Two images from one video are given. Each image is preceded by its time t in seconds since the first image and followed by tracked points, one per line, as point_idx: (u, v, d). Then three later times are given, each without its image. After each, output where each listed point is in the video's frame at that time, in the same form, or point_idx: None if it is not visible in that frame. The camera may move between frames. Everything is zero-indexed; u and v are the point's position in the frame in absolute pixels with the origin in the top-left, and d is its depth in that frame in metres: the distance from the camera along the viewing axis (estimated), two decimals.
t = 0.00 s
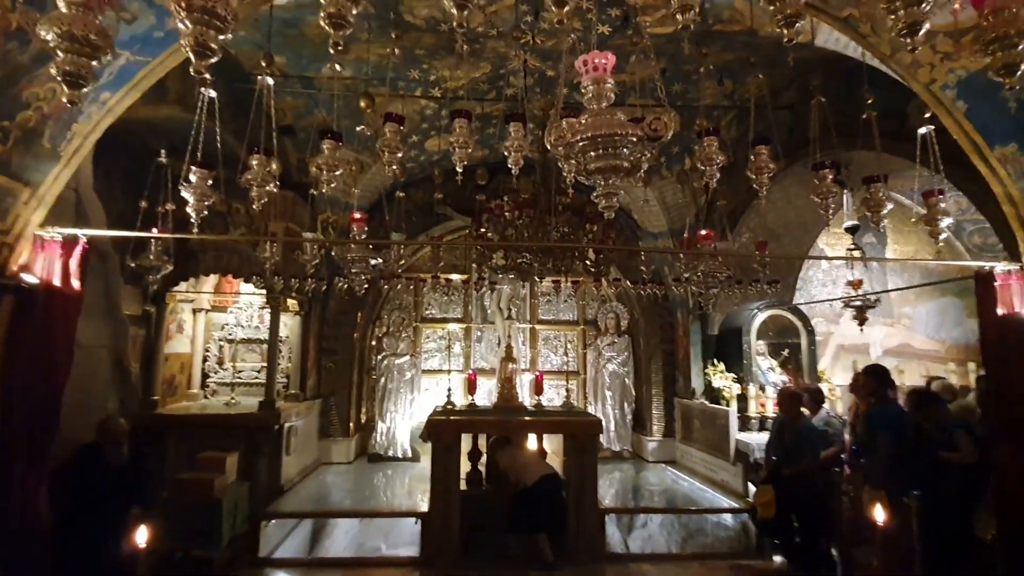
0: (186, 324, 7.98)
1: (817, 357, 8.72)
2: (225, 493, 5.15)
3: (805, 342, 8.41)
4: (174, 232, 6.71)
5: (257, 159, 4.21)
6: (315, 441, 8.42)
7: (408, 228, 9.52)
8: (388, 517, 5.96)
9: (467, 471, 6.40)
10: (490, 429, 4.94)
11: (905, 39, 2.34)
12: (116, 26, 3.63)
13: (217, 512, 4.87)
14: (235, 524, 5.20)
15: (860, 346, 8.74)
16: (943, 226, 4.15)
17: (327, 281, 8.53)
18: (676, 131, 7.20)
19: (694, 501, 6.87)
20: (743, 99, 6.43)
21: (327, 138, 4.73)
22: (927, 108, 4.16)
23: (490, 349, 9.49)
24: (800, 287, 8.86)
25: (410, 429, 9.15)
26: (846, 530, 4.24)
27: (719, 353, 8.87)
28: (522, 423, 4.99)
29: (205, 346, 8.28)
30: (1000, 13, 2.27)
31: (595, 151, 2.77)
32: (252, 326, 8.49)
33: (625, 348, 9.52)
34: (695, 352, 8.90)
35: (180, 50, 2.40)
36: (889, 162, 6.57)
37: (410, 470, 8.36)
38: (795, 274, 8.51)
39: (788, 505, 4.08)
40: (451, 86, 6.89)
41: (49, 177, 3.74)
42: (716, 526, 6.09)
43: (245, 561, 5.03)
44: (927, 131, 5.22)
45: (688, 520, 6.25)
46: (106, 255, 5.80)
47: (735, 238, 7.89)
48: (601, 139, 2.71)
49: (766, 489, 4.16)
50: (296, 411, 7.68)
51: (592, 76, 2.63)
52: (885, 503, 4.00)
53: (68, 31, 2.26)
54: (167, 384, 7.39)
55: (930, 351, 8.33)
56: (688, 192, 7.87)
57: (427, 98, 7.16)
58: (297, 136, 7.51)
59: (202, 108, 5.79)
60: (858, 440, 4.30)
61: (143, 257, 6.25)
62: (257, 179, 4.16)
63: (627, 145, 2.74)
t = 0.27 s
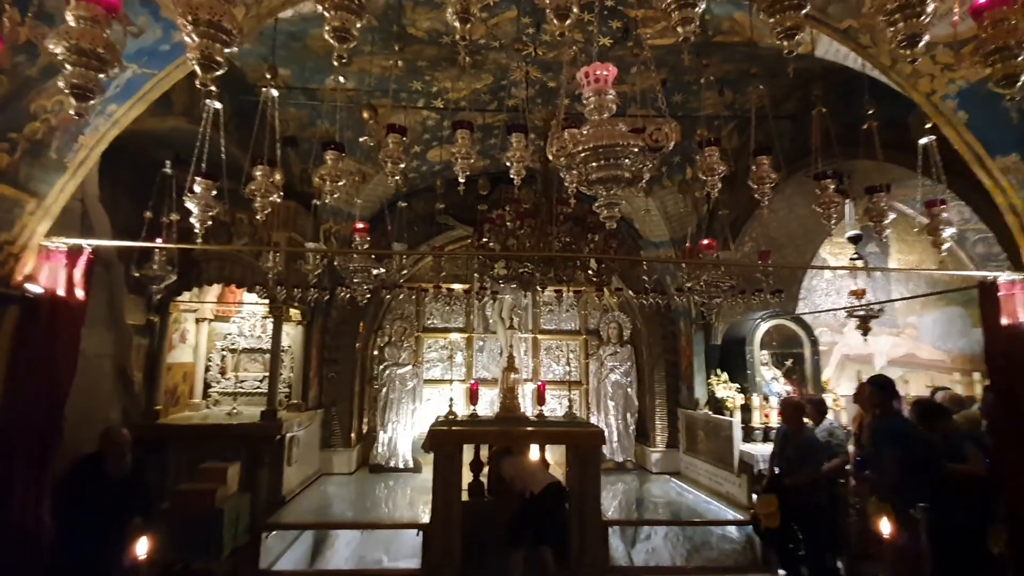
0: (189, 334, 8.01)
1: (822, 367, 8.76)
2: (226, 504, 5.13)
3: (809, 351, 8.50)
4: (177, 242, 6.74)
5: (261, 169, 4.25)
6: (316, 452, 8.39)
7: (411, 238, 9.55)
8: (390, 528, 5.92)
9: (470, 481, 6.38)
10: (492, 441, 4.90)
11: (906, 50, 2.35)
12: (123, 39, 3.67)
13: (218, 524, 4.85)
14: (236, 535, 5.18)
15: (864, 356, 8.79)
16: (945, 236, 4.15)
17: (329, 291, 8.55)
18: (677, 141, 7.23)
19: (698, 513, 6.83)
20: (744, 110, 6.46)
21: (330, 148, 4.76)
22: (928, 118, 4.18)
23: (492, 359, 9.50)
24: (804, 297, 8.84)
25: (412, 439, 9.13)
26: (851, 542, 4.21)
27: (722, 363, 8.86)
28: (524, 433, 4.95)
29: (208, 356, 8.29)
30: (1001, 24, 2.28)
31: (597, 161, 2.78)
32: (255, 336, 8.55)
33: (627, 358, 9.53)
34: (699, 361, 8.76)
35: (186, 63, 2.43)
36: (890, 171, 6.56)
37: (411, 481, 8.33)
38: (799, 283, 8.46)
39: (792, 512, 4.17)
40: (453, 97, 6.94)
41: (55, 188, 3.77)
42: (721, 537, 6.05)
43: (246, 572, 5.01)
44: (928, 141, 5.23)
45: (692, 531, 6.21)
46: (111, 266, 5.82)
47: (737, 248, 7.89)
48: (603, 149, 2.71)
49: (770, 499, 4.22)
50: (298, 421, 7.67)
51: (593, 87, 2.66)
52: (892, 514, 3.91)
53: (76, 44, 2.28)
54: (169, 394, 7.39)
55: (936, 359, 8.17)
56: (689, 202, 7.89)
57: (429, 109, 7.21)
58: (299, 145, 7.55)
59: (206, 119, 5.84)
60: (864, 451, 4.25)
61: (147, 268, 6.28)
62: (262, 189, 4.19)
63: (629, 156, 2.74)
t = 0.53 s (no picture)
0: (190, 338, 8.02)
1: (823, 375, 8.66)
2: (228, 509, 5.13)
3: (811, 358, 8.47)
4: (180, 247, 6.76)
5: (265, 176, 4.28)
6: (316, 458, 8.38)
7: (413, 244, 9.58)
8: (390, 535, 5.90)
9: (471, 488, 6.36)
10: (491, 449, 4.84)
11: (907, 58, 2.37)
12: (132, 47, 3.72)
13: (219, 529, 4.85)
14: (237, 540, 5.17)
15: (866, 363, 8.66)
16: (948, 244, 4.15)
17: (331, 296, 8.56)
18: (679, 149, 7.26)
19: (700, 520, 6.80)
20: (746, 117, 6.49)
21: (333, 154, 4.79)
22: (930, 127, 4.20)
23: (493, 365, 9.49)
24: (806, 304, 8.83)
25: (413, 445, 9.11)
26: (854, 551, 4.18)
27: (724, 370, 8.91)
28: (525, 440, 4.89)
29: (209, 361, 8.29)
30: (1002, 32, 2.30)
31: (600, 168, 2.78)
32: (256, 341, 8.53)
33: (629, 364, 9.52)
34: (700, 366, 8.78)
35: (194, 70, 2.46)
36: (892, 178, 6.55)
37: (412, 488, 8.31)
38: (801, 291, 8.57)
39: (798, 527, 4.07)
40: (456, 104, 6.98)
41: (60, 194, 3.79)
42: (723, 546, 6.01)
43: None
44: (929, 149, 5.24)
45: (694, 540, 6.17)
46: (115, 270, 5.84)
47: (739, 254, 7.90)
48: (606, 156, 2.71)
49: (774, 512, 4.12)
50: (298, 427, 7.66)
51: (597, 94, 2.67)
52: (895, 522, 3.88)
53: (85, 50, 2.31)
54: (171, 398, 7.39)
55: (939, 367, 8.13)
56: (691, 209, 7.91)
57: (432, 116, 7.25)
58: (303, 152, 7.59)
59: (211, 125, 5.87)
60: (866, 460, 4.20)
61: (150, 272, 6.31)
62: (266, 195, 4.22)
63: (631, 162, 2.74)
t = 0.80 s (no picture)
0: (191, 341, 8.02)
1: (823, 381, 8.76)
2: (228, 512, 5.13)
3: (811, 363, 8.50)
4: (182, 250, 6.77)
5: (268, 179, 4.29)
6: (316, 461, 8.37)
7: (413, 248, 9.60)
8: (389, 539, 5.89)
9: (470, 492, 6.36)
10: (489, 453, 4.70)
11: (910, 66, 2.38)
12: (137, 51, 3.74)
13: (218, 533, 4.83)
14: (235, 544, 5.14)
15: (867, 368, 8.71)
16: (949, 250, 4.15)
17: (332, 299, 8.57)
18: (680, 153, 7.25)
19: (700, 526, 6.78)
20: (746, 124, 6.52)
21: (335, 158, 4.80)
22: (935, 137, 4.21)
23: (494, 369, 9.47)
24: (806, 309, 8.86)
25: (413, 449, 9.10)
26: (855, 557, 4.18)
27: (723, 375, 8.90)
28: (524, 444, 4.68)
29: (210, 364, 8.30)
30: (1005, 40, 2.30)
31: (602, 173, 2.78)
32: (257, 344, 8.53)
33: (629, 369, 9.52)
34: (700, 371, 8.76)
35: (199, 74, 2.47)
36: (894, 184, 6.54)
37: (411, 492, 8.30)
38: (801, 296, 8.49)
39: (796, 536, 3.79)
40: (459, 108, 6.99)
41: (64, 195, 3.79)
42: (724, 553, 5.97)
43: None
44: (930, 155, 5.25)
45: (694, 546, 6.14)
46: (117, 273, 5.86)
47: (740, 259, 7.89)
48: (607, 161, 2.71)
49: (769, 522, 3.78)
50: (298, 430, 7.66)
51: (599, 100, 2.68)
52: (895, 529, 3.87)
53: (92, 56, 2.33)
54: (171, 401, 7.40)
55: (939, 374, 8.10)
56: (692, 214, 7.92)
57: (434, 121, 7.27)
58: (305, 155, 7.61)
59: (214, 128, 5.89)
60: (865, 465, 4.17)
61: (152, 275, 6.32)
62: (268, 198, 4.23)
63: (633, 168, 2.74)
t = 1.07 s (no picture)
0: (182, 342, 7.98)
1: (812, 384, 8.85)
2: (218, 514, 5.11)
3: (800, 367, 8.68)
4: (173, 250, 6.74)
5: (260, 180, 4.29)
6: (307, 463, 8.35)
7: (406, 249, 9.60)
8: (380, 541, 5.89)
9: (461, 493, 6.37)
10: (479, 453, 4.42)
11: (898, 74, 2.41)
12: (130, 50, 3.72)
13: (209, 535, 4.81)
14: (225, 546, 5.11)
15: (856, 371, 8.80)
16: (936, 254, 4.20)
17: (324, 300, 8.55)
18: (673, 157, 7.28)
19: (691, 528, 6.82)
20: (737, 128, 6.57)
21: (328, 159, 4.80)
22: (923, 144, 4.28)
23: (486, 371, 9.48)
24: (796, 313, 8.92)
25: (405, 451, 9.08)
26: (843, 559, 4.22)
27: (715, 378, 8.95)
28: (515, 446, 4.52)
29: (200, 365, 8.25)
30: (990, 49, 2.34)
31: (593, 176, 2.79)
32: (248, 345, 8.48)
33: (621, 371, 9.54)
34: (693, 374, 8.79)
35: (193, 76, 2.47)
36: (883, 189, 6.60)
37: (403, 494, 8.30)
38: (790, 300, 8.54)
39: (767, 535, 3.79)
40: (452, 110, 7.00)
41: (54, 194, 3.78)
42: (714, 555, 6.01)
43: None
44: (918, 161, 5.31)
45: (684, 548, 6.17)
46: (108, 273, 5.83)
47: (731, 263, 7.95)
48: (599, 165, 2.73)
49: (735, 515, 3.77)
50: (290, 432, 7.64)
51: (590, 103, 2.71)
52: (883, 530, 3.80)
53: (85, 57, 2.34)
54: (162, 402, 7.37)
55: (928, 377, 8.01)
56: (684, 218, 7.97)
57: (428, 123, 7.28)
58: (298, 156, 7.60)
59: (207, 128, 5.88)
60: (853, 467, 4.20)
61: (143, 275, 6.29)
62: (260, 199, 4.22)
63: (625, 171, 2.76)
